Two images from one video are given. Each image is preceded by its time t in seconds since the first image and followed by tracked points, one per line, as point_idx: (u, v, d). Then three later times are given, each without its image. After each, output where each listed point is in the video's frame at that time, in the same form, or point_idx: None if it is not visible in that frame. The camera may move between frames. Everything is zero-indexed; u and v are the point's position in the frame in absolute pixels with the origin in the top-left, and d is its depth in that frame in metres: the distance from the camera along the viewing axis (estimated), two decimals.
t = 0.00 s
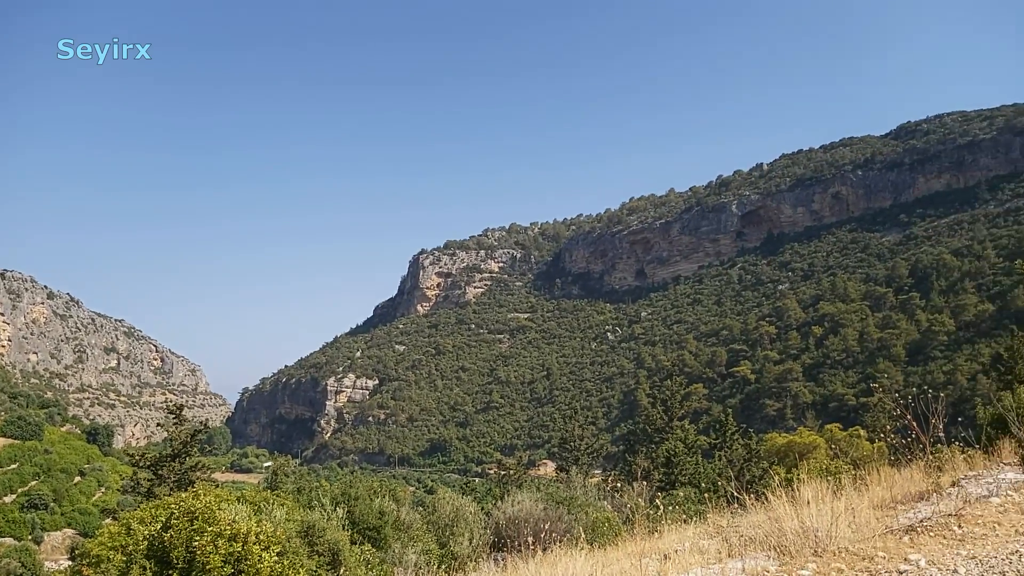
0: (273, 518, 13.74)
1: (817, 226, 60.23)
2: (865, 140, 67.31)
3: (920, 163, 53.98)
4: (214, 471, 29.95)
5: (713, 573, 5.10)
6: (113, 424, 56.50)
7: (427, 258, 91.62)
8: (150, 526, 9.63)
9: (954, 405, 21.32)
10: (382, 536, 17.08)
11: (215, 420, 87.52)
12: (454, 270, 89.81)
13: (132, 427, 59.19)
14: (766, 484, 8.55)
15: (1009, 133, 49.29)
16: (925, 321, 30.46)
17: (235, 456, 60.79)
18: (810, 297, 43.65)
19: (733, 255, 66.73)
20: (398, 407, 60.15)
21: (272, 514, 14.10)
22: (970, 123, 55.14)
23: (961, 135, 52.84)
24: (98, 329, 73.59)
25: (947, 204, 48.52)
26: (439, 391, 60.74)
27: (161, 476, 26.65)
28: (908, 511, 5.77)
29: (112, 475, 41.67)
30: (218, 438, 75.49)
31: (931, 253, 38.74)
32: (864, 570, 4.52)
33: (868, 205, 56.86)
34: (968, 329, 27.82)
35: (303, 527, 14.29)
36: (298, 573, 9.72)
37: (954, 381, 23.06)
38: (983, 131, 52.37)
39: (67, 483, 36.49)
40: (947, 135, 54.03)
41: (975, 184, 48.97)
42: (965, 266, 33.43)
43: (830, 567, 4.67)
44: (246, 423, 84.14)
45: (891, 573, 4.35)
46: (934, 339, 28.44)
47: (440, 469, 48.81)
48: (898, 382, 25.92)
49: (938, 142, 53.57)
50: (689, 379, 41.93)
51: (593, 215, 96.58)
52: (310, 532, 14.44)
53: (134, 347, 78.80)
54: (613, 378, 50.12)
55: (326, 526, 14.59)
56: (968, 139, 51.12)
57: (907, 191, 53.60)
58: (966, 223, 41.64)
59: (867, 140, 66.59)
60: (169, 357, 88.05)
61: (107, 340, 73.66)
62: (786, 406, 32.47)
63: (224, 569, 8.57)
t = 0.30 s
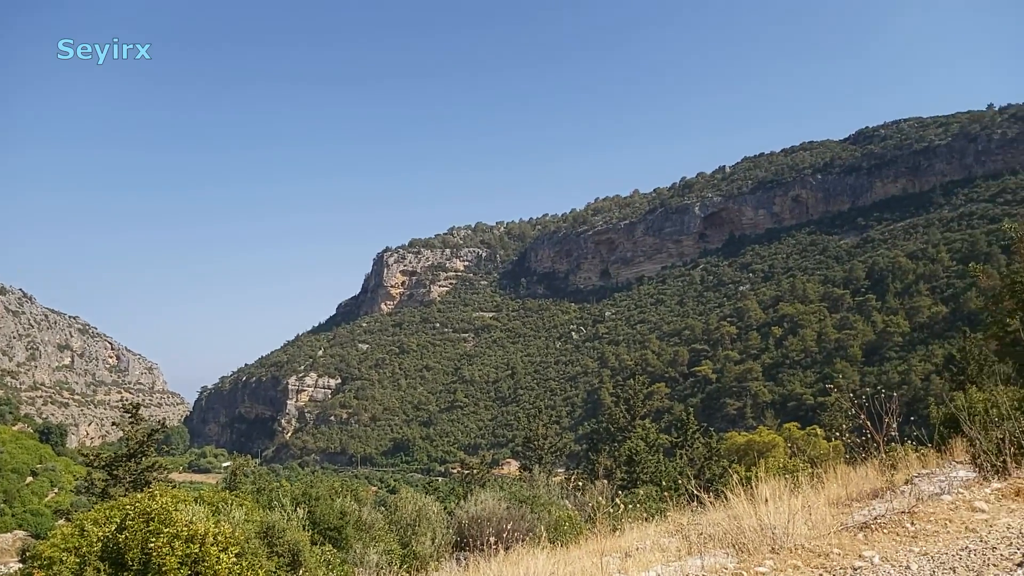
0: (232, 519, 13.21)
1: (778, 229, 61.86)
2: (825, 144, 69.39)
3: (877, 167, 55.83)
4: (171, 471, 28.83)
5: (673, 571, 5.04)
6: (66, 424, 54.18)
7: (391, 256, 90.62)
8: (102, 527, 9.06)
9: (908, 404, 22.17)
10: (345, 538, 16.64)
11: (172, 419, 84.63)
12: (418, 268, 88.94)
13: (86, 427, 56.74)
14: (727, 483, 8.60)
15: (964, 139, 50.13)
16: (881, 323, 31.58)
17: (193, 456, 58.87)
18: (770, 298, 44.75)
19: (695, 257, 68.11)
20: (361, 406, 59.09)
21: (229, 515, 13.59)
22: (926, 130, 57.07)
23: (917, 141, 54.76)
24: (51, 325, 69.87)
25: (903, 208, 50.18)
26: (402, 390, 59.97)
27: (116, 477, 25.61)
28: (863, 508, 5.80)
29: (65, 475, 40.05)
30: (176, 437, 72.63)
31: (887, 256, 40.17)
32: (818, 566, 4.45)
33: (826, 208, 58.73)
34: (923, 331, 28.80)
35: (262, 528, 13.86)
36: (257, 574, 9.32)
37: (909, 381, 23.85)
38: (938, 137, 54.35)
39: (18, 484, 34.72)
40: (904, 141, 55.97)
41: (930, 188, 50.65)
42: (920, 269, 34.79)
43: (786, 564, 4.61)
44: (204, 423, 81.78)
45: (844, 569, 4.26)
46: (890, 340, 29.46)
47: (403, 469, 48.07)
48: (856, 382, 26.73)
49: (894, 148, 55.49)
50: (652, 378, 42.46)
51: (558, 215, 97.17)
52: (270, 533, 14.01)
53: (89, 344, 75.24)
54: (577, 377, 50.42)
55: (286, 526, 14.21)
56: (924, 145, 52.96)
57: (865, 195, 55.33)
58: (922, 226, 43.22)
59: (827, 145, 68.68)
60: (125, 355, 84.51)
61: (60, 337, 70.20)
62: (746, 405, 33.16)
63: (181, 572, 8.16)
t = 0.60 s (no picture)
0: (196, 520, 12.73)
1: (745, 231, 63.11)
2: (792, 149, 71.06)
3: (842, 171, 57.37)
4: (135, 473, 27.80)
5: (640, 570, 4.99)
6: (27, 424, 52.08)
7: (360, 255, 89.40)
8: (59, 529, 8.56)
9: (872, 405, 22.82)
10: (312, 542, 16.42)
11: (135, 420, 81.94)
12: (388, 268, 87.96)
13: (48, 428, 54.83)
14: (693, 482, 8.66)
15: (926, 145, 52.45)
16: (845, 325, 32.44)
17: (158, 457, 57.20)
18: (737, 299, 45.58)
19: (664, 258, 69.05)
20: (329, 407, 58.02)
21: (192, 517, 13.14)
22: (890, 135, 58.74)
23: (881, 146, 56.42)
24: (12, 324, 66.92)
25: (868, 211, 51.64)
26: (371, 391, 59.14)
27: (77, 479, 24.63)
28: (827, 507, 5.83)
29: (26, 478, 38.37)
30: (139, 438, 70.52)
31: (851, 259, 41.33)
32: (782, 566, 4.39)
33: (792, 211, 60.16)
34: (886, 332, 29.64)
35: (228, 531, 13.51)
36: None
37: (873, 382, 24.53)
38: (901, 142, 56.05)
39: None
40: (869, 146, 57.61)
41: (892, 192, 52.31)
42: (883, 272, 35.83)
43: (751, 563, 4.55)
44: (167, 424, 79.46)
45: (808, 568, 4.20)
46: (853, 342, 30.31)
47: (371, 470, 47.36)
48: (821, 383, 27.40)
49: (858, 153, 57.13)
50: (621, 378, 42.81)
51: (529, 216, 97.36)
52: (235, 535, 13.63)
53: (49, 343, 72.31)
54: (547, 377, 50.53)
55: (252, 528, 13.85)
56: (887, 150, 54.64)
57: (830, 198, 56.97)
58: (885, 230, 44.57)
59: (793, 149, 70.33)
60: (87, 354, 81.39)
61: (20, 337, 67.33)
62: (714, 405, 33.66)
63: None
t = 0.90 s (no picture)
0: (164, 523, 12.36)
1: (716, 233, 64.10)
2: (763, 153, 72.40)
3: (811, 175, 58.64)
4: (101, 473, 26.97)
5: (610, 571, 4.93)
6: None
7: (332, 254, 88.29)
8: (24, 533, 8.19)
9: (840, 404, 23.32)
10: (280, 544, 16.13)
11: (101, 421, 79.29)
12: (360, 267, 86.90)
13: (12, 429, 52.23)
14: (665, 482, 8.67)
15: (894, 150, 53.19)
16: (814, 326, 33.12)
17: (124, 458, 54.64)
18: (708, 300, 46.22)
19: (637, 259, 69.76)
20: (300, 407, 56.95)
21: (158, 519, 12.68)
22: (859, 139, 60.14)
23: (850, 150, 57.81)
24: None
25: (836, 215, 52.86)
26: (342, 391, 58.30)
27: (41, 481, 23.70)
28: (796, 506, 5.86)
29: None
30: (104, 439, 68.13)
31: (820, 261, 42.25)
32: (751, 565, 4.36)
33: (763, 213, 61.29)
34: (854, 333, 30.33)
35: (195, 533, 13.15)
36: None
37: (841, 382, 25.08)
38: (869, 146, 57.50)
39: None
40: (839, 150, 58.94)
41: (860, 196, 53.62)
42: (851, 274, 36.68)
43: (720, 562, 4.51)
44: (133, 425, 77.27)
45: (776, 567, 4.17)
46: (822, 343, 30.93)
47: (342, 471, 46.65)
48: (790, 383, 27.93)
49: (828, 157, 58.44)
50: (594, 379, 43.02)
51: (504, 216, 97.35)
52: (203, 538, 13.29)
53: (13, 341, 69.28)
54: (520, 378, 50.51)
55: (220, 530, 13.50)
56: (856, 154, 56.00)
57: (800, 201, 58.18)
58: (853, 233, 45.67)
59: (764, 153, 71.65)
60: (52, 353, 78.28)
61: None
62: (685, 405, 34.03)
63: None
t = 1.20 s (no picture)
0: (132, 525, 11.93)
1: (692, 235, 64.92)
2: (737, 155, 73.53)
3: (785, 177, 59.77)
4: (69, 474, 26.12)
5: (584, 571, 4.88)
6: None
7: (307, 253, 87.13)
8: None
9: (813, 405, 23.77)
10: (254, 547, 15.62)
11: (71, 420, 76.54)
12: (335, 266, 85.82)
13: None
14: (641, 482, 8.66)
15: (866, 153, 54.66)
16: (788, 327, 33.71)
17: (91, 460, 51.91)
18: (683, 301, 46.72)
19: (613, 260, 70.33)
20: (272, 408, 55.74)
21: (127, 521, 12.26)
22: (831, 143, 61.36)
23: (823, 154, 59.05)
24: None
25: (809, 217, 53.94)
26: (316, 391, 57.44)
27: (8, 481, 22.77)
28: (769, 506, 5.89)
29: None
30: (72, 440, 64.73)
31: (793, 263, 43.07)
32: (724, 564, 4.34)
33: (737, 215, 62.21)
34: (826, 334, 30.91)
35: (164, 533, 12.71)
36: None
37: (813, 383, 25.58)
38: (841, 150, 58.82)
39: None
40: (812, 154, 60.08)
41: (833, 199, 54.79)
42: (824, 276, 37.43)
43: (693, 562, 4.49)
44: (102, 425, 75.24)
45: (748, 567, 4.16)
46: (795, 343, 31.48)
47: (315, 472, 45.76)
48: (763, 384, 28.44)
49: (801, 160, 59.62)
50: (570, 378, 43.15)
51: (480, 216, 97.15)
52: (173, 539, 12.84)
53: None
54: (496, 378, 50.40)
55: (192, 532, 13.08)
56: (829, 157, 57.21)
57: (774, 204, 59.23)
58: (826, 235, 46.64)
59: (739, 155, 72.77)
60: (18, 351, 74.99)
61: None
62: (660, 405, 34.33)
63: None
